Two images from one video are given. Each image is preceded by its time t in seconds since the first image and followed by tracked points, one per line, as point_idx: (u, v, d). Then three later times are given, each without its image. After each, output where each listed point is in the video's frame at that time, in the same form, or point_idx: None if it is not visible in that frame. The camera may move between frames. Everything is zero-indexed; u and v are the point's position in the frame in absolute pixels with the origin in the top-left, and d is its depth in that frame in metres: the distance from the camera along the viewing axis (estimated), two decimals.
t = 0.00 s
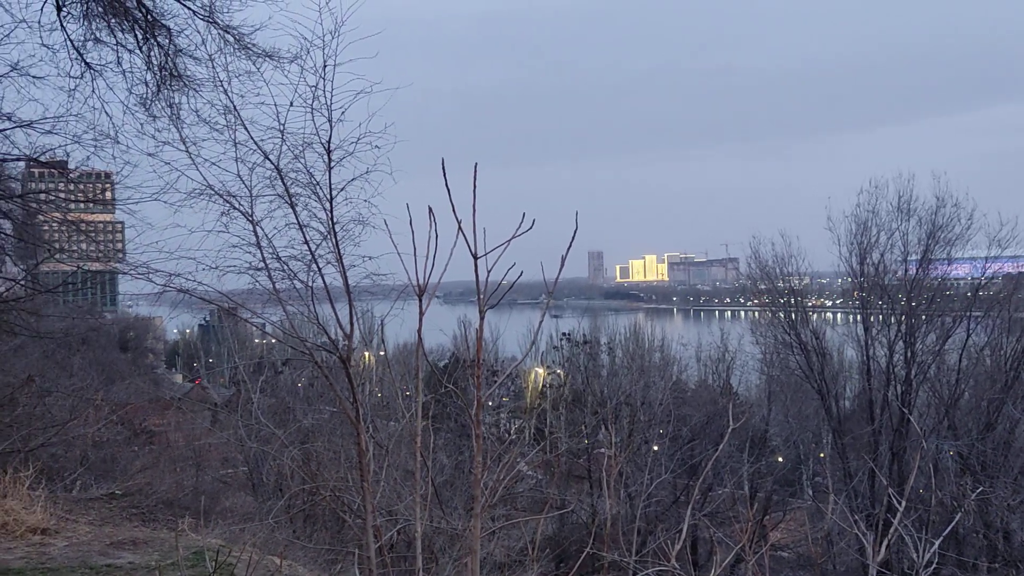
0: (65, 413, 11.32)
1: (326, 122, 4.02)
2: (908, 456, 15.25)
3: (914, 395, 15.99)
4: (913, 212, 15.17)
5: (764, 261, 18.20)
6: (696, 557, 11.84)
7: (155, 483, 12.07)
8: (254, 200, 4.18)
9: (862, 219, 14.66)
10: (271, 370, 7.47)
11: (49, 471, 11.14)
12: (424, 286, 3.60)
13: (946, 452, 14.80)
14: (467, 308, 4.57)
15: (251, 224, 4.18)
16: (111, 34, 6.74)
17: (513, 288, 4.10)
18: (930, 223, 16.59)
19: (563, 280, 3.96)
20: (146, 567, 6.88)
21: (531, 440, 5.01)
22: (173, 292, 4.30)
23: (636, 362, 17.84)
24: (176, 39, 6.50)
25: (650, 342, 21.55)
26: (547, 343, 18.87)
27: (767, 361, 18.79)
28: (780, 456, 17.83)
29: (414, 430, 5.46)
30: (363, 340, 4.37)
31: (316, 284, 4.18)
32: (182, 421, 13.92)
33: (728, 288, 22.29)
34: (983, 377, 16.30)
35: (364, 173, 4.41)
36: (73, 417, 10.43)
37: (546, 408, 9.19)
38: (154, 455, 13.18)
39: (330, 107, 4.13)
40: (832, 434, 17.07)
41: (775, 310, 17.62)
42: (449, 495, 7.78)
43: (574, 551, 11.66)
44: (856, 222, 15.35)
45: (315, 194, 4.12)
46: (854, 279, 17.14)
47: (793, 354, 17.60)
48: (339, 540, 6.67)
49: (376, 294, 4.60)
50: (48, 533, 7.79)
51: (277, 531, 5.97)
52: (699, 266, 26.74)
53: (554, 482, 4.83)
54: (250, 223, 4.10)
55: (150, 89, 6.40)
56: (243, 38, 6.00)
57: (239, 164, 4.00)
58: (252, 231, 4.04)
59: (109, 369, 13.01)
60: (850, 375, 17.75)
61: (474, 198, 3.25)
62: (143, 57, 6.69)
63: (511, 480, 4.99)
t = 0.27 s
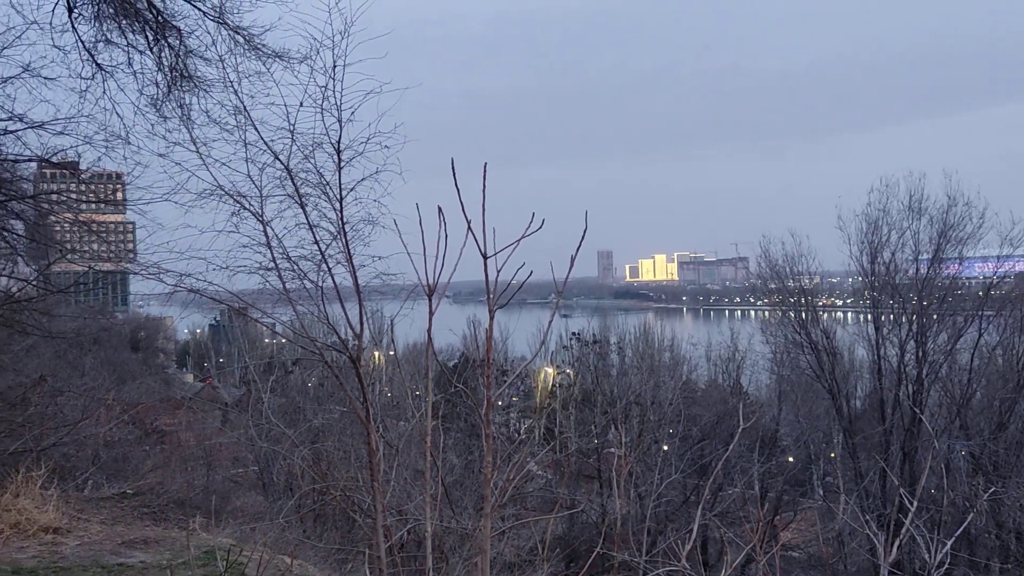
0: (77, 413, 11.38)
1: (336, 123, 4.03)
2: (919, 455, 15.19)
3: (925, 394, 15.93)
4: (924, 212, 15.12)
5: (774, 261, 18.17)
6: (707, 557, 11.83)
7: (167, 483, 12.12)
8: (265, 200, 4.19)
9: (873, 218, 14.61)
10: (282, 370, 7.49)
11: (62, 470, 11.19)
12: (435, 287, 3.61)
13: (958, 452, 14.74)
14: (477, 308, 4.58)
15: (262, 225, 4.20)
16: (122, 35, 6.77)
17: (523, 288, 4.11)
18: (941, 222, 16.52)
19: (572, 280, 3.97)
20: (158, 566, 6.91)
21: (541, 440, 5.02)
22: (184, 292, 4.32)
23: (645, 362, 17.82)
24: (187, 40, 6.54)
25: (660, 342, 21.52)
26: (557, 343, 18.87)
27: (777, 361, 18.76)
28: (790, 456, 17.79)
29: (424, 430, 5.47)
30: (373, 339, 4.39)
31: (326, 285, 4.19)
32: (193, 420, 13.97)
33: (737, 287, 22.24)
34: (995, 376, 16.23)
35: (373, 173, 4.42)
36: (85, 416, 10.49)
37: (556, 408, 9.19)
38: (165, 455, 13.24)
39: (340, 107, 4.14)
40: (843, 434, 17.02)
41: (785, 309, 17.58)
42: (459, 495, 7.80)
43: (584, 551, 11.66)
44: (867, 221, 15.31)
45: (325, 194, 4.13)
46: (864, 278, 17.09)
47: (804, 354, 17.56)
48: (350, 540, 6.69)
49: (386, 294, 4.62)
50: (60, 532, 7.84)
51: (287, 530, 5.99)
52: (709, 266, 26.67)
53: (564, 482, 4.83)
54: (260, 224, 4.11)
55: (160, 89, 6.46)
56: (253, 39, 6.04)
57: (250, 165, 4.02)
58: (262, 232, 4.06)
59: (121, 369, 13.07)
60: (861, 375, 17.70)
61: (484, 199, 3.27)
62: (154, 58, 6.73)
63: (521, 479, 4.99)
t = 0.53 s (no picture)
0: (91, 412, 11.44)
1: (347, 123, 4.05)
2: (932, 455, 15.11)
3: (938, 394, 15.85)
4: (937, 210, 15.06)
5: (785, 260, 18.12)
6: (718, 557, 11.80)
7: (179, 482, 12.17)
8: (276, 200, 4.21)
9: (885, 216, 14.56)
10: (293, 370, 7.52)
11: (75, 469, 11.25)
12: (445, 286, 3.61)
13: (971, 451, 14.65)
14: (487, 308, 4.58)
15: (273, 225, 4.21)
16: (134, 36, 6.81)
17: (533, 287, 4.11)
18: (954, 220, 16.44)
19: (583, 279, 3.96)
20: (171, 564, 6.94)
21: (552, 439, 5.01)
22: (196, 292, 4.34)
23: (656, 361, 17.80)
24: (198, 41, 6.56)
25: (670, 341, 21.48)
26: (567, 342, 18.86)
27: (788, 360, 18.71)
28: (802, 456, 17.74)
29: (434, 430, 5.47)
30: (384, 339, 4.38)
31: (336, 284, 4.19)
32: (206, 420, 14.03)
33: (748, 287, 22.18)
34: (1008, 376, 16.13)
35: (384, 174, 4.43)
36: (98, 416, 10.55)
37: (567, 407, 9.18)
38: (177, 454, 13.29)
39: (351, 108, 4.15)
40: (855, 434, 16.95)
41: (796, 309, 17.54)
42: (470, 495, 7.80)
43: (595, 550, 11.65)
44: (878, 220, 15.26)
45: (336, 194, 4.15)
46: (876, 277, 17.02)
47: (815, 353, 17.50)
48: (361, 539, 6.70)
49: (396, 294, 4.63)
50: (73, 531, 7.87)
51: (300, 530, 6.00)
52: (719, 265, 26.59)
53: (575, 482, 4.82)
54: (272, 224, 4.13)
55: (172, 91, 6.51)
56: (264, 40, 6.08)
57: (261, 165, 4.03)
58: (273, 232, 4.08)
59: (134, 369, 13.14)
60: (874, 374, 17.64)
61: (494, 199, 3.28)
62: (166, 59, 6.77)
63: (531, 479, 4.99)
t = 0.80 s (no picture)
0: (104, 412, 11.51)
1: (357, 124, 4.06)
2: (944, 455, 15.03)
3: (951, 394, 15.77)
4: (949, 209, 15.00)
5: (796, 259, 18.08)
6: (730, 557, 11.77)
7: (191, 481, 12.23)
8: (287, 200, 4.23)
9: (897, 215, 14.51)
10: (304, 370, 7.54)
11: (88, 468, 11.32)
12: (456, 286, 3.61)
13: (984, 451, 14.57)
14: (498, 307, 4.58)
15: (284, 225, 4.23)
16: (146, 38, 6.86)
17: (543, 287, 4.11)
18: (967, 219, 16.36)
19: (593, 279, 3.96)
20: (184, 563, 6.98)
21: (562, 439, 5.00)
22: (208, 292, 4.36)
23: (666, 360, 17.77)
24: (209, 41, 6.61)
25: (681, 340, 21.44)
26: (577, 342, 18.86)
27: (800, 360, 18.67)
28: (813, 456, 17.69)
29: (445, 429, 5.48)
30: (394, 338, 4.39)
31: (347, 284, 4.20)
32: (217, 419, 14.08)
33: (759, 286, 22.12)
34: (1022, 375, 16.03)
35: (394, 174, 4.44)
36: (111, 415, 10.61)
37: (578, 407, 9.17)
38: (189, 453, 13.35)
39: (362, 109, 4.17)
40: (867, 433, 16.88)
41: (808, 308, 17.49)
42: (482, 494, 7.80)
43: (606, 550, 11.64)
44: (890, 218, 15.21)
45: (347, 194, 4.16)
46: (889, 276, 16.96)
47: (827, 352, 17.44)
48: (373, 538, 6.72)
49: (407, 293, 4.64)
50: (87, 530, 7.92)
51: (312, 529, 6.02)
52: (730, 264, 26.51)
53: (586, 482, 4.82)
54: (283, 224, 4.15)
55: (184, 92, 6.57)
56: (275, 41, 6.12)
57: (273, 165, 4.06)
58: (285, 232, 4.09)
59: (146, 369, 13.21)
60: (886, 374, 17.57)
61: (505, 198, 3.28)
62: (178, 60, 6.83)
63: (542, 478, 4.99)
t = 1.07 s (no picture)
0: (116, 411, 11.58)
1: (367, 123, 4.07)
2: (956, 454, 14.96)
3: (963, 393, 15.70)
4: (961, 207, 14.93)
5: (806, 257, 18.03)
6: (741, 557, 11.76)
7: (202, 480, 12.28)
8: (297, 200, 4.25)
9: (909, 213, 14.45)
10: (314, 370, 7.57)
11: (100, 467, 11.37)
12: (465, 285, 3.62)
13: (997, 451, 14.49)
14: (507, 307, 4.58)
15: (295, 225, 4.25)
16: (157, 39, 6.92)
17: (553, 286, 4.11)
18: (979, 217, 16.29)
19: (602, 279, 3.96)
20: (195, 563, 7.00)
21: (571, 438, 4.99)
22: (218, 292, 4.37)
23: (676, 360, 17.74)
24: (219, 43, 6.71)
25: (691, 340, 21.41)
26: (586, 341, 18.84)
27: (810, 359, 18.63)
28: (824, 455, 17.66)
29: (453, 429, 5.47)
30: (403, 338, 4.40)
31: (357, 284, 4.22)
32: (228, 418, 14.12)
33: (769, 285, 22.06)
34: None
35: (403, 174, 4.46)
36: (122, 415, 10.67)
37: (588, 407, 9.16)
38: (200, 453, 13.40)
39: (371, 108, 4.18)
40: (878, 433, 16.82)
41: (818, 307, 17.45)
42: (491, 493, 7.81)
43: (617, 549, 11.62)
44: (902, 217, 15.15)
45: (357, 194, 4.17)
46: (900, 275, 16.89)
47: (837, 352, 17.39)
48: (382, 538, 6.73)
49: (417, 293, 4.65)
50: (99, 529, 7.97)
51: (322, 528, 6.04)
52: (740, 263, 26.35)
53: (595, 481, 4.80)
54: (293, 224, 4.16)
55: (194, 93, 6.67)
56: (284, 42, 6.16)
57: (283, 165, 4.07)
58: (295, 232, 4.11)
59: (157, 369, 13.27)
60: (897, 373, 17.50)
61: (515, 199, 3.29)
62: (187, 61, 6.90)
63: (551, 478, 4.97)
